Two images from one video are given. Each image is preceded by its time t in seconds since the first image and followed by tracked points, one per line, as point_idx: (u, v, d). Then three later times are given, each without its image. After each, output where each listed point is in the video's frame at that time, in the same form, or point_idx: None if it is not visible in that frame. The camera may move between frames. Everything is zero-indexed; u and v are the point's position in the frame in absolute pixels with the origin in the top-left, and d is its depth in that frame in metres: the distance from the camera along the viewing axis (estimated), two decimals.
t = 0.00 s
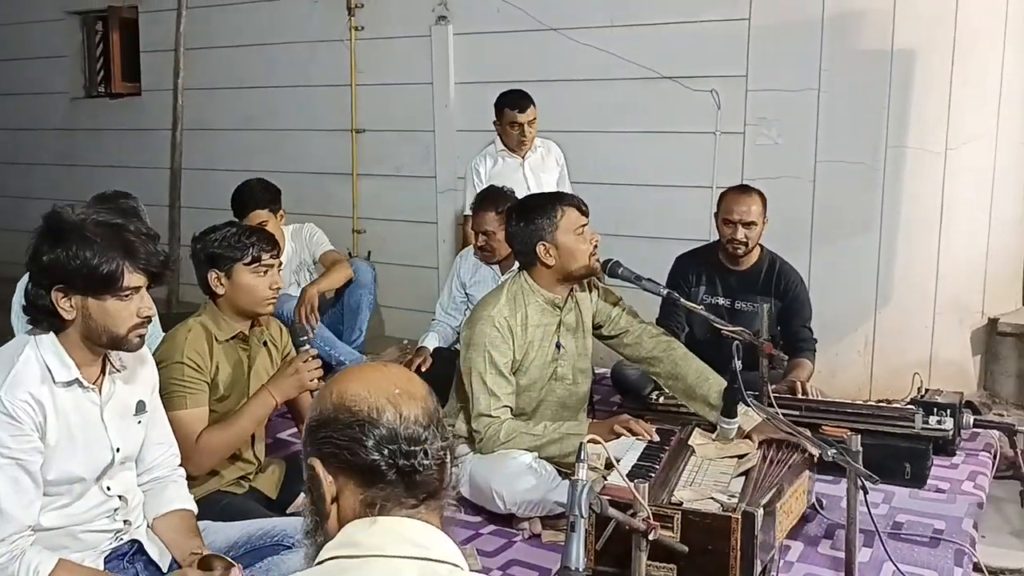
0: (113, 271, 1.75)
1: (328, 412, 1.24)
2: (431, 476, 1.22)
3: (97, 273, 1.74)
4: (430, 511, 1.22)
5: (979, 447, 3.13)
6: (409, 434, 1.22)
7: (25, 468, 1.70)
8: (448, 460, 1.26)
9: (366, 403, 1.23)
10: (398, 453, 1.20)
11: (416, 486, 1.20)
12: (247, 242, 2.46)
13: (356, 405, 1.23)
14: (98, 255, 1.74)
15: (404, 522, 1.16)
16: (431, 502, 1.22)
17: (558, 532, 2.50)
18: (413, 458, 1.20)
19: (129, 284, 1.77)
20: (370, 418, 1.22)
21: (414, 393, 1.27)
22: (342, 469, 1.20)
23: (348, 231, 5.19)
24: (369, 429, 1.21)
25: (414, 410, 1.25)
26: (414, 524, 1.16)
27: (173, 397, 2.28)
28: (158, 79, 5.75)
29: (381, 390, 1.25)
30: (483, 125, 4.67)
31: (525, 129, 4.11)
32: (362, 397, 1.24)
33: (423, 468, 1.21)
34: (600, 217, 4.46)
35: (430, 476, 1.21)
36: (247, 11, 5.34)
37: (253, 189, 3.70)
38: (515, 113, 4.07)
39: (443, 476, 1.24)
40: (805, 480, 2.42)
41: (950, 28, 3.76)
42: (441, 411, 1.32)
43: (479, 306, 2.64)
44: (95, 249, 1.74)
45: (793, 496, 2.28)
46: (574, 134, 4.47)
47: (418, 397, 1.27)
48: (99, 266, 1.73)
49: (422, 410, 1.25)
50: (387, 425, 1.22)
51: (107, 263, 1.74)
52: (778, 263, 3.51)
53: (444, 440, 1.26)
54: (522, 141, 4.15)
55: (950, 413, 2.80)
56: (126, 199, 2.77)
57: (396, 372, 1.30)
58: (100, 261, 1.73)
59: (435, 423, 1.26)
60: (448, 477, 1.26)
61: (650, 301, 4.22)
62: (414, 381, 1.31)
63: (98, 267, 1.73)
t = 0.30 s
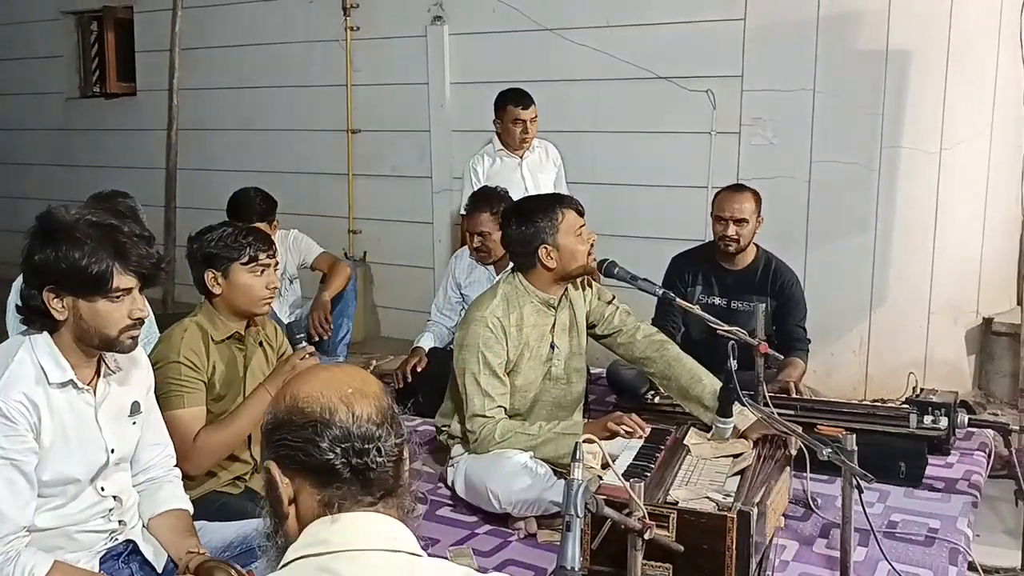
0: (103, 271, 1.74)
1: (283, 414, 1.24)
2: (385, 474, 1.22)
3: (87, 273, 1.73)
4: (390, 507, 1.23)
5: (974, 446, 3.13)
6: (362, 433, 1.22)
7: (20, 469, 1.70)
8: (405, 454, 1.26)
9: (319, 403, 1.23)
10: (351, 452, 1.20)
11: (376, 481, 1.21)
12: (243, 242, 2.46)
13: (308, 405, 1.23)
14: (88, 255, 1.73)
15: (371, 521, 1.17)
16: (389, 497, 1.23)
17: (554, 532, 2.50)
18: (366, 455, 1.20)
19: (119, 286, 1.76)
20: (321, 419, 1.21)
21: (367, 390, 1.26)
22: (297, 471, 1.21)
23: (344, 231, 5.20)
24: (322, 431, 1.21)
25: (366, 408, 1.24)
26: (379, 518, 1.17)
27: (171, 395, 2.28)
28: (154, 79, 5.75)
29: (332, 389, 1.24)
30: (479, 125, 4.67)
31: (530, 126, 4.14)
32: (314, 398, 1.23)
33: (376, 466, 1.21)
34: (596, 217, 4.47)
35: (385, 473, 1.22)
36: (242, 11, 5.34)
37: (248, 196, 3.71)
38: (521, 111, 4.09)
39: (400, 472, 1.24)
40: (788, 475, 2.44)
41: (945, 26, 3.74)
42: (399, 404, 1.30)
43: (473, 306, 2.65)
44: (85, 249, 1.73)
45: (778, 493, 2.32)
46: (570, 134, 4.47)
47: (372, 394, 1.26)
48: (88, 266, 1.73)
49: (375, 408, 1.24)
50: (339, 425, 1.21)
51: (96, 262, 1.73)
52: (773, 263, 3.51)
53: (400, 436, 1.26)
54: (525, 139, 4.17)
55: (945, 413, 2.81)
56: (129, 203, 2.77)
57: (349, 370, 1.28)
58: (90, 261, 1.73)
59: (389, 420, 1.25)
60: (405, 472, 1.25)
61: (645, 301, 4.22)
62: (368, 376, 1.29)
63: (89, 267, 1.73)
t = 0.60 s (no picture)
0: (95, 275, 1.73)
1: (262, 410, 1.25)
2: (356, 473, 1.21)
3: (80, 275, 1.72)
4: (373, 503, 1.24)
5: (974, 445, 3.13)
6: (333, 431, 1.21)
7: (18, 466, 1.70)
8: (382, 454, 1.24)
9: (291, 401, 1.22)
10: (319, 453, 1.19)
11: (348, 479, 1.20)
12: (244, 241, 2.44)
13: (282, 404, 1.23)
14: (82, 257, 1.72)
15: (352, 511, 1.16)
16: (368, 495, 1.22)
17: (554, 531, 2.50)
18: (336, 454, 1.20)
19: (111, 291, 1.75)
20: (291, 419, 1.21)
21: (343, 389, 1.24)
22: (273, 468, 1.22)
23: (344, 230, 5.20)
24: (293, 430, 1.21)
25: (337, 408, 1.22)
26: (361, 510, 1.17)
27: (172, 392, 2.29)
28: (154, 79, 5.75)
29: (306, 388, 1.23)
30: (480, 124, 4.67)
31: (525, 125, 4.13)
32: (288, 397, 1.23)
33: (345, 464, 1.20)
34: (595, 216, 4.47)
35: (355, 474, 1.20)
36: (243, 10, 5.34)
37: (243, 201, 3.72)
38: (516, 109, 4.09)
39: (375, 470, 1.23)
40: (791, 475, 2.43)
41: (945, 26, 3.74)
42: (383, 400, 1.27)
43: (473, 306, 2.65)
44: (80, 250, 1.73)
45: (782, 492, 2.31)
46: (570, 133, 4.47)
47: (348, 392, 1.24)
48: (81, 268, 1.72)
49: (348, 406, 1.22)
50: (309, 423, 1.21)
51: (90, 265, 1.72)
52: (772, 262, 3.51)
53: (376, 432, 1.24)
54: (521, 137, 4.16)
55: (945, 412, 2.82)
56: (132, 203, 2.77)
57: (329, 365, 1.27)
58: (83, 263, 1.72)
59: (362, 419, 1.23)
60: (384, 467, 1.24)
61: (646, 300, 4.22)
62: (350, 371, 1.27)
63: (81, 269, 1.72)
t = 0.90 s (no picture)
0: (81, 276, 1.71)
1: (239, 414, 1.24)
2: (324, 484, 1.19)
3: (66, 276, 1.70)
4: (355, 507, 1.23)
5: (963, 446, 3.13)
6: (300, 443, 1.19)
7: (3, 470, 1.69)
8: (354, 464, 1.22)
9: (262, 410, 1.21)
10: (285, 466, 1.18)
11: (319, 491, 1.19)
12: (231, 241, 2.43)
13: (254, 412, 1.21)
14: (69, 258, 1.70)
15: (329, 518, 1.16)
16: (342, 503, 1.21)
17: (544, 532, 2.49)
18: (304, 466, 1.18)
19: (97, 294, 1.73)
20: (260, 429, 1.20)
21: (312, 398, 1.21)
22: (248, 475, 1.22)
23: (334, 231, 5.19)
24: (262, 441, 1.20)
25: (305, 419, 1.20)
26: (343, 517, 1.16)
27: (162, 395, 2.28)
28: (143, 80, 5.73)
29: (275, 396, 1.21)
30: (470, 125, 4.67)
31: (501, 126, 4.12)
32: (260, 405, 1.21)
33: (313, 477, 1.18)
34: (585, 217, 4.47)
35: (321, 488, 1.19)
36: (232, 11, 5.32)
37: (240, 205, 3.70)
38: (491, 109, 4.10)
39: (347, 480, 1.21)
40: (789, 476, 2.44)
41: (933, 29, 3.77)
42: (360, 406, 1.24)
43: (464, 307, 2.65)
44: (69, 252, 1.71)
45: (781, 494, 2.31)
46: (560, 134, 4.47)
47: (318, 401, 1.21)
48: (68, 270, 1.70)
49: (316, 417, 1.20)
50: (276, 434, 1.19)
51: (77, 267, 1.70)
52: (761, 263, 3.52)
53: (347, 441, 1.21)
54: (499, 138, 4.15)
55: (933, 413, 2.84)
56: (121, 204, 2.75)
57: (304, 370, 1.23)
58: (71, 265, 1.70)
59: (332, 430, 1.20)
60: (358, 474, 1.23)
61: (636, 301, 4.22)
62: (326, 375, 1.24)
63: (68, 270, 1.70)
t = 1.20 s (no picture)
0: (79, 278, 1.71)
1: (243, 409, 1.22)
2: (325, 501, 1.18)
3: (63, 278, 1.70)
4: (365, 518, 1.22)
5: (951, 446, 3.14)
6: (301, 457, 1.17)
7: None
8: (360, 472, 1.20)
9: (263, 416, 1.19)
10: (287, 479, 1.17)
11: (319, 508, 1.18)
12: (220, 243, 2.43)
13: (255, 418, 1.19)
14: (66, 260, 1.71)
15: (335, 528, 1.18)
16: (347, 513, 1.20)
17: (535, 533, 2.50)
18: (304, 482, 1.17)
19: (94, 294, 1.74)
20: (262, 436, 1.19)
21: (315, 406, 1.18)
22: (249, 475, 1.22)
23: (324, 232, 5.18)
24: (264, 452, 1.18)
25: (307, 430, 1.17)
26: (351, 526, 1.18)
27: (152, 395, 2.27)
28: (132, 80, 5.71)
29: (277, 405, 1.18)
30: (461, 126, 4.67)
31: (484, 128, 4.12)
32: (261, 413, 1.19)
33: (314, 496, 1.17)
34: (575, 218, 4.48)
35: (324, 502, 1.18)
36: (222, 11, 5.31)
37: (249, 201, 3.69)
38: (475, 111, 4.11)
39: (349, 495, 1.20)
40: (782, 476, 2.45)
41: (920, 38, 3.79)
42: (365, 410, 1.21)
43: (458, 307, 2.64)
44: (63, 253, 1.71)
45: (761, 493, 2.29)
46: (550, 134, 4.48)
47: (322, 410, 1.18)
48: (64, 272, 1.70)
49: (320, 428, 1.18)
50: (277, 446, 1.18)
51: (74, 268, 1.71)
52: (750, 265, 3.54)
53: (350, 455, 1.19)
54: (485, 139, 4.16)
55: (922, 413, 2.85)
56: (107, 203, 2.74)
57: (310, 375, 1.20)
58: (67, 266, 1.70)
59: (335, 441, 1.18)
60: (365, 481, 1.21)
61: (627, 302, 4.23)
62: (332, 381, 1.20)
63: (65, 272, 1.70)
